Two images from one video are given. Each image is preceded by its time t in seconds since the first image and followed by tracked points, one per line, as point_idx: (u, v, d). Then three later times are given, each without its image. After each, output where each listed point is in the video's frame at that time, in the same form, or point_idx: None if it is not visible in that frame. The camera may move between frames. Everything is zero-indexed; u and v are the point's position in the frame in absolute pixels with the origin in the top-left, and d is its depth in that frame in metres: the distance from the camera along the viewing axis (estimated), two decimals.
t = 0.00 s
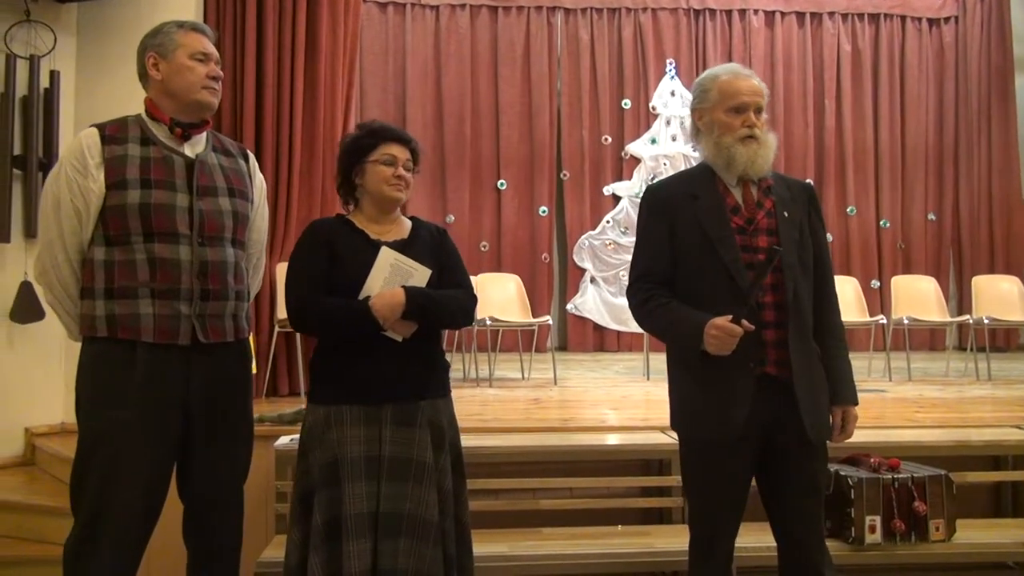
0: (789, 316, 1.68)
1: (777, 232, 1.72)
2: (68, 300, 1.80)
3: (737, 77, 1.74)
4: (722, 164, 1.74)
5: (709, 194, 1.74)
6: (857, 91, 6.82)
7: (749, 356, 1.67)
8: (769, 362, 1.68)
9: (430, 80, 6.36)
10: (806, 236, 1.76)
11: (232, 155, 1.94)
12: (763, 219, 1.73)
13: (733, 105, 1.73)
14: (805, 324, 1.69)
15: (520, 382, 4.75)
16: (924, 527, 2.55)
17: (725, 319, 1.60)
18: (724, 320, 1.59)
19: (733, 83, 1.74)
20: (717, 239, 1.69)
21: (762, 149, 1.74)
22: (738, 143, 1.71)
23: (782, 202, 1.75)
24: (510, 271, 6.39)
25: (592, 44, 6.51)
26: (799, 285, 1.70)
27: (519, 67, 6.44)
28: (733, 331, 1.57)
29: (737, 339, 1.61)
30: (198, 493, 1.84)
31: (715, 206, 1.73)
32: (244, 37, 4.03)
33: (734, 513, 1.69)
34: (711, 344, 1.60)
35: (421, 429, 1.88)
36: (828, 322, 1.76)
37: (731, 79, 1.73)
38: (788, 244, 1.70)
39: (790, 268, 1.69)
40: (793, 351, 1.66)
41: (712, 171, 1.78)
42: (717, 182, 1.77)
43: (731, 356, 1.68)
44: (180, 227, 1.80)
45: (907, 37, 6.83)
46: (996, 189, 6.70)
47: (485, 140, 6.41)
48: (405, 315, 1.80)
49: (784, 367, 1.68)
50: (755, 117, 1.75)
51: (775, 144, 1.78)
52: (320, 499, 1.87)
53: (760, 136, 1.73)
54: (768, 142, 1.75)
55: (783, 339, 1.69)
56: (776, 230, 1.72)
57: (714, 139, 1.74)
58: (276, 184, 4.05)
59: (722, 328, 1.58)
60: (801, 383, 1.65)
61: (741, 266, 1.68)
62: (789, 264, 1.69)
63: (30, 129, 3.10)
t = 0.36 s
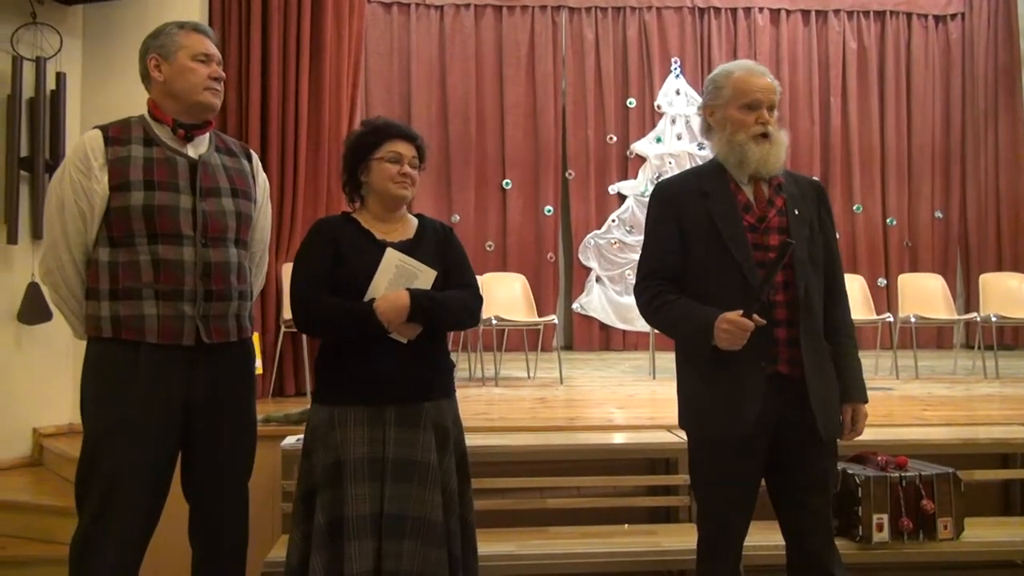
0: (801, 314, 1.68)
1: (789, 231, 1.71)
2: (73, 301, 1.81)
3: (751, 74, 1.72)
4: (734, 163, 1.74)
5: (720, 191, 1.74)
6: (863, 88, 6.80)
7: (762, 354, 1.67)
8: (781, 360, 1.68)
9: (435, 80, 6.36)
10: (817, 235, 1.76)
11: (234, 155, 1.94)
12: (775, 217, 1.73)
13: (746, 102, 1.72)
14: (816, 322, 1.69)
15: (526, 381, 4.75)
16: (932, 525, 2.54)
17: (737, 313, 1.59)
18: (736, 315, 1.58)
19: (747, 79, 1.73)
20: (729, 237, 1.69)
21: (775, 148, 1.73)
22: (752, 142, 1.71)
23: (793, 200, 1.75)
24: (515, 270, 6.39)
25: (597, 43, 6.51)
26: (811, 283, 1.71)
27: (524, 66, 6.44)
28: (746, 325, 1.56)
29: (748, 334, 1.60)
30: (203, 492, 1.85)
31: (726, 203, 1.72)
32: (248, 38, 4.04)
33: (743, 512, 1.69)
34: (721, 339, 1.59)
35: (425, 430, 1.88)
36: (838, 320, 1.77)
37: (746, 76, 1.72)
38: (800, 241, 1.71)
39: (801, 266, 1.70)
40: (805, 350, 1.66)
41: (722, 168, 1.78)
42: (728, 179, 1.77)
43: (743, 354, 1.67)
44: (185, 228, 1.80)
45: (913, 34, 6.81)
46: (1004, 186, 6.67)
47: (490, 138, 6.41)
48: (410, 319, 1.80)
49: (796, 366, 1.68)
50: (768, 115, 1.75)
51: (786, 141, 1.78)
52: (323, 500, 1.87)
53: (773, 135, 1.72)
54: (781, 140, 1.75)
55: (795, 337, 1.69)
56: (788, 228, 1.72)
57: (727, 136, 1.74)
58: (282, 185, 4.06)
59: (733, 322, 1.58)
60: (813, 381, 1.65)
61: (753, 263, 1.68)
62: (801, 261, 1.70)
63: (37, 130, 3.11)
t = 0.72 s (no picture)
0: (820, 311, 1.69)
1: (807, 228, 1.72)
2: (79, 302, 1.81)
3: (775, 72, 1.72)
4: (753, 160, 1.74)
5: (739, 187, 1.74)
6: (868, 86, 6.77)
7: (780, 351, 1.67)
8: (799, 357, 1.69)
9: (439, 80, 6.37)
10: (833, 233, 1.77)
11: (238, 155, 1.94)
12: (793, 213, 1.73)
13: (768, 100, 1.72)
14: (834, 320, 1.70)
15: (531, 381, 4.75)
16: (939, 524, 2.54)
17: (757, 308, 1.60)
18: (757, 310, 1.59)
19: (770, 78, 1.73)
20: (748, 233, 1.69)
21: (793, 148, 1.75)
22: (773, 141, 1.72)
23: (811, 198, 1.76)
24: (520, 270, 6.39)
25: (601, 42, 6.50)
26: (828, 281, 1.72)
27: (528, 66, 6.43)
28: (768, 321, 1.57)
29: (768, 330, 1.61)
30: (208, 493, 1.85)
31: (745, 199, 1.72)
32: (252, 39, 4.04)
33: (758, 509, 1.68)
34: (742, 335, 1.60)
35: (432, 430, 1.88)
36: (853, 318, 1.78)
37: (770, 74, 1.72)
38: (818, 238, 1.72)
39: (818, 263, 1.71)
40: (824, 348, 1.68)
41: (739, 164, 1.77)
42: (745, 176, 1.76)
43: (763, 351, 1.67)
44: (188, 228, 1.80)
45: (919, 31, 6.78)
46: (1010, 184, 6.64)
47: (495, 137, 6.41)
48: (420, 321, 1.80)
49: (813, 364, 1.69)
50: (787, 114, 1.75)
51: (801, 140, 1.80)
52: (332, 500, 1.87)
53: (792, 134, 1.74)
54: (798, 140, 1.76)
55: (813, 334, 1.70)
56: (806, 225, 1.73)
57: (747, 134, 1.74)
58: (287, 185, 4.06)
59: (756, 318, 1.58)
60: (832, 379, 1.66)
61: (772, 259, 1.68)
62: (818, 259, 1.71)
63: (43, 131, 3.12)
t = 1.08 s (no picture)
0: (840, 311, 1.70)
1: (827, 227, 1.73)
2: (84, 301, 1.82)
3: (797, 67, 1.72)
4: (776, 156, 1.73)
5: (762, 184, 1.73)
6: (873, 83, 6.75)
7: (803, 351, 1.67)
8: (818, 357, 1.69)
9: (442, 78, 6.36)
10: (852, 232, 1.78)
11: (243, 155, 1.95)
12: (813, 212, 1.74)
13: (792, 95, 1.72)
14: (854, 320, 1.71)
15: (535, 379, 4.76)
16: (944, 521, 2.53)
17: (784, 309, 1.59)
18: (784, 311, 1.58)
19: (794, 73, 1.73)
20: (769, 231, 1.69)
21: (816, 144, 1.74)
22: (797, 136, 1.71)
23: (829, 197, 1.77)
24: (524, 268, 6.39)
25: (604, 40, 6.49)
26: (847, 280, 1.73)
27: (531, 64, 6.43)
28: (796, 322, 1.56)
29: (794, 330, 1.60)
30: (214, 492, 1.86)
31: (768, 196, 1.72)
32: (256, 38, 4.04)
33: (774, 507, 1.69)
34: (770, 336, 1.58)
35: (439, 429, 1.88)
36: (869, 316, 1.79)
37: (793, 69, 1.72)
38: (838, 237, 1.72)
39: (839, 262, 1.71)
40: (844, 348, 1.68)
41: (760, 161, 1.77)
42: (765, 172, 1.76)
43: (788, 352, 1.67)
44: (192, 228, 1.81)
45: (923, 28, 6.77)
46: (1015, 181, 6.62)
47: (498, 136, 6.41)
48: (427, 318, 1.81)
49: (832, 364, 1.70)
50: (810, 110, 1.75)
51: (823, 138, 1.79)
52: (339, 499, 1.87)
53: (815, 130, 1.73)
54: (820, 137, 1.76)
55: (833, 334, 1.71)
56: (826, 224, 1.73)
57: (770, 129, 1.73)
58: (290, 184, 4.06)
59: (782, 318, 1.57)
60: (852, 380, 1.67)
61: (793, 258, 1.69)
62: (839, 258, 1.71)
63: (47, 131, 3.12)
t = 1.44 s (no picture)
0: (858, 311, 1.70)
1: (845, 226, 1.73)
2: (90, 301, 1.82)
3: (815, 65, 1.73)
4: (795, 153, 1.73)
5: (781, 182, 1.73)
6: (876, 81, 6.74)
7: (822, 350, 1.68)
8: (836, 356, 1.70)
9: (445, 77, 6.36)
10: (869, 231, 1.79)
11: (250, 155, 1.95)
12: (832, 211, 1.74)
13: (811, 93, 1.72)
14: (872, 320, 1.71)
15: (539, 378, 4.76)
16: (948, 520, 2.53)
17: (810, 307, 1.58)
18: (809, 308, 1.57)
19: (811, 70, 1.73)
20: (789, 230, 1.69)
21: (834, 142, 1.75)
22: (815, 133, 1.71)
23: (846, 196, 1.77)
24: (527, 267, 6.39)
25: (607, 39, 6.49)
26: (864, 280, 1.73)
27: (534, 63, 6.43)
28: (823, 319, 1.55)
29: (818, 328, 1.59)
30: (217, 493, 1.87)
31: (787, 195, 1.72)
32: (260, 37, 4.05)
33: (789, 506, 1.70)
34: (795, 334, 1.58)
35: (442, 429, 1.88)
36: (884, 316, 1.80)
37: (811, 66, 1.73)
38: (856, 237, 1.73)
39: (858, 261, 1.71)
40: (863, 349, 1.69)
41: (777, 159, 1.77)
42: (783, 170, 1.76)
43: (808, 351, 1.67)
44: (199, 227, 1.81)
45: (927, 26, 6.75)
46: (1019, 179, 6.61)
47: (501, 135, 6.40)
48: (427, 316, 1.81)
49: (851, 364, 1.70)
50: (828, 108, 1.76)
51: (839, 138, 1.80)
52: (341, 498, 1.88)
53: (832, 128, 1.74)
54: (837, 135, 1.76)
55: (851, 334, 1.71)
56: (844, 224, 1.74)
57: (788, 126, 1.73)
58: (294, 183, 4.06)
59: (807, 316, 1.57)
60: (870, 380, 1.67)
61: (813, 258, 1.69)
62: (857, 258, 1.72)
63: (51, 131, 3.13)
